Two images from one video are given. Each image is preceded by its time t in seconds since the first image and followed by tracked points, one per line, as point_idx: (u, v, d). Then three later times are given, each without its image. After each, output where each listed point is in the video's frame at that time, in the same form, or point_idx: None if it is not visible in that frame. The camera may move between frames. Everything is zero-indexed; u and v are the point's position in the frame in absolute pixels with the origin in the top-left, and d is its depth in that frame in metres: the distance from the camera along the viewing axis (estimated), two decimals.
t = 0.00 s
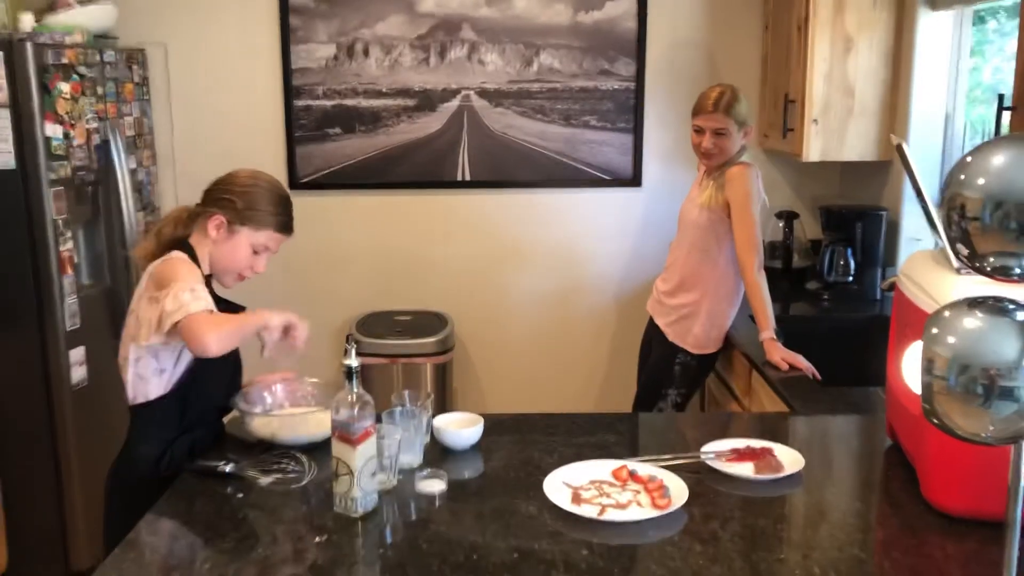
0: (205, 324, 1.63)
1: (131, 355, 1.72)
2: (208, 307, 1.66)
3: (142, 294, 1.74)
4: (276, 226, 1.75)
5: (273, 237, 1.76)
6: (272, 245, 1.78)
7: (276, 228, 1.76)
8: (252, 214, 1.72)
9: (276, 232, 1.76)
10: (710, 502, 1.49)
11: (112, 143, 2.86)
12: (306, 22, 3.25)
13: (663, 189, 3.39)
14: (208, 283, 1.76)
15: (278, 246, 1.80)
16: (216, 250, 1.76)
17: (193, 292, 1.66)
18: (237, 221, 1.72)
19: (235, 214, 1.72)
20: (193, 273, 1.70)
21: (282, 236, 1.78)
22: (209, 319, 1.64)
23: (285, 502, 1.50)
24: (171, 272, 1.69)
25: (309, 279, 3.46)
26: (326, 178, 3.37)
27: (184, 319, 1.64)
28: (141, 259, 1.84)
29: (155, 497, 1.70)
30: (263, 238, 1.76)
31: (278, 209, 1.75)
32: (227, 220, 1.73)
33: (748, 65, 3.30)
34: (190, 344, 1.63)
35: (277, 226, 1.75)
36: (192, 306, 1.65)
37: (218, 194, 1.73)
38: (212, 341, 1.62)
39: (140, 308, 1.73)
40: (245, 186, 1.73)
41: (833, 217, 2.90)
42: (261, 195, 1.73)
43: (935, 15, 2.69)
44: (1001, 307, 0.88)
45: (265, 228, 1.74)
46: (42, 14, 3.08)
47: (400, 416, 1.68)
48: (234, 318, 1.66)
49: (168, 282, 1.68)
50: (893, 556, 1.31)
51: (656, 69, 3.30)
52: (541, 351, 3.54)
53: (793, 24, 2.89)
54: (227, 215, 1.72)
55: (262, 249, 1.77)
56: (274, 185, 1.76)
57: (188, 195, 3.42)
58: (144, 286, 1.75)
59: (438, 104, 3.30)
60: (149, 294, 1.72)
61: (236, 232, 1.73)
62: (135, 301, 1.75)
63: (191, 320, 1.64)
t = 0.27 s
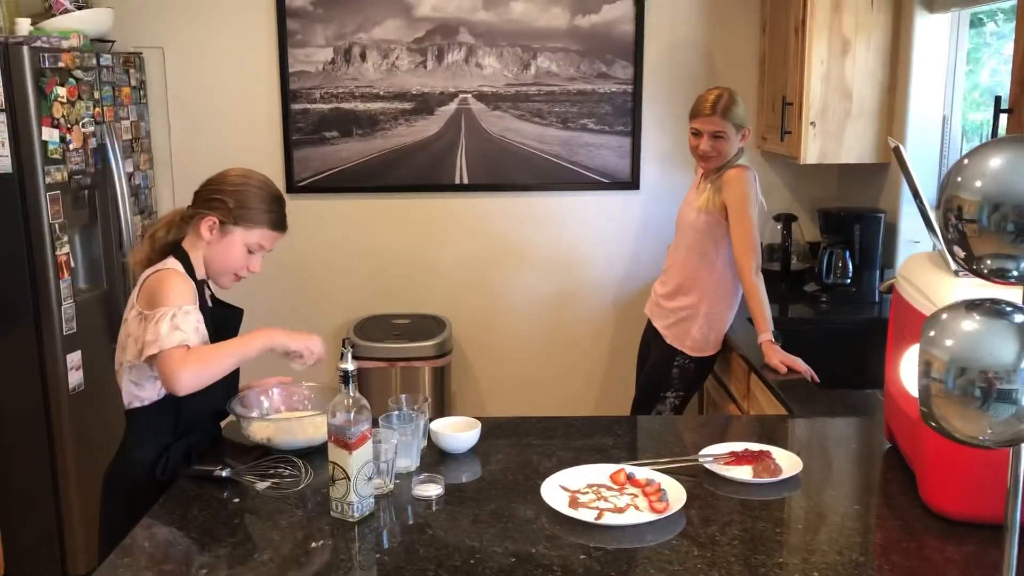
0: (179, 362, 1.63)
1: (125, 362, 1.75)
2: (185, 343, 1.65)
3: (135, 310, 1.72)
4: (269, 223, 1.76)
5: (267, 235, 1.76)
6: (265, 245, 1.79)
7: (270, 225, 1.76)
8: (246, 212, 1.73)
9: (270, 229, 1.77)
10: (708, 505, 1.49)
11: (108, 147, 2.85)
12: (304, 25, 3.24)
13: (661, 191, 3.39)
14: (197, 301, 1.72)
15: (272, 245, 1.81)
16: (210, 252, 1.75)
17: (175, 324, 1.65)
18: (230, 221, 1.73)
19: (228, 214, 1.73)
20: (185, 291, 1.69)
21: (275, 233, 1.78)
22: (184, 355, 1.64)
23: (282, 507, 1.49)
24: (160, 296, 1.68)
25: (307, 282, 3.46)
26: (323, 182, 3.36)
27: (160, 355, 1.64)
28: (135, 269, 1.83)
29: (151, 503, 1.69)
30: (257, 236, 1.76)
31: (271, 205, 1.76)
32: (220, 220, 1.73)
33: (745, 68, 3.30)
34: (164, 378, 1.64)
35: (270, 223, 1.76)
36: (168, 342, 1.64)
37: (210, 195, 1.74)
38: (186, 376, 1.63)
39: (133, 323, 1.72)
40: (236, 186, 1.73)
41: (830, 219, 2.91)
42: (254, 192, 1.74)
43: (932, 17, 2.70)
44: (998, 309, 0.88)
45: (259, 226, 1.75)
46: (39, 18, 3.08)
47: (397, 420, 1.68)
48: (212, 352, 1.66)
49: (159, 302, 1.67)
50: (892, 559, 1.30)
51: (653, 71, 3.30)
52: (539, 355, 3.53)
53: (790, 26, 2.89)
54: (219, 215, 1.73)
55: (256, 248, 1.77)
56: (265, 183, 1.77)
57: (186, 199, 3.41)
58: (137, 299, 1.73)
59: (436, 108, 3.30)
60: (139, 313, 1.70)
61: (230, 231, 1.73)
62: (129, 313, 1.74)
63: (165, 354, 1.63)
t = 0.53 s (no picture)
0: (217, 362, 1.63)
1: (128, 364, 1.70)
2: (212, 339, 1.63)
3: (145, 313, 1.69)
4: (257, 211, 1.74)
5: (256, 224, 1.75)
6: (258, 234, 1.77)
7: (258, 212, 1.74)
8: (231, 203, 1.71)
9: (259, 218, 1.75)
10: (710, 507, 1.49)
11: (110, 148, 2.86)
12: (305, 27, 3.25)
13: (662, 192, 3.39)
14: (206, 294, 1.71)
15: (265, 233, 1.78)
16: (203, 250, 1.75)
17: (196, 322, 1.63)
18: (215, 215, 1.72)
19: (212, 208, 1.72)
20: (192, 289, 1.67)
21: (265, 221, 1.76)
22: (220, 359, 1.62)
23: (284, 509, 1.49)
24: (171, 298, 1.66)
25: (308, 284, 3.46)
26: (324, 183, 3.36)
27: (196, 355, 1.63)
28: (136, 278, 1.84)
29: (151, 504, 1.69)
30: (247, 226, 1.74)
31: (257, 193, 1.74)
32: (205, 216, 1.72)
33: (746, 69, 3.30)
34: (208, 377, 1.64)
35: (258, 211, 1.74)
36: (198, 340, 1.62)
37: (195, 192, 1.74)
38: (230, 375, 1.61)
39: (143, 327, 1.68)
40: (221, 179, 1.72)
41: (831, 221, 2.92)
42: (238, 181, 1.73)
43: (932, 18, 2.70)
44: (1001, 310, 0.88)
45: (246, 215, 1.73)
46: (40, 20, 3.08)
47: (399, 420, 1.67)
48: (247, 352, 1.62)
49: (169, 304, 1.66)
50: (894, 561, 1.30)
51: (654, 73, 3.30)
52: (540, 356, 3.53)
53: (791, 28, 2.89)
54: (204, 210, 1.72)
55: (248, 239, 1.75)
56: (251, 174, 1.76)
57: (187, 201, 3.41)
58: (139, 304, 1.71)
59: (437, 109, 3.30)
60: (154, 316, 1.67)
61: (217, 225, 1.72)
62: (136, 316, 1.70)
63: (202, 355, 1.63)
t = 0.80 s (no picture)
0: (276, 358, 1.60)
1: (141, 368, 1.68)
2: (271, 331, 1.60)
3: (180, 315, 1.64)
4: (254, 202, 1.74)
5: (253, 215, 1.74)
6: (256, 226, 1.76)
7: (255, 203, 1.74)
8: (226, 196, 1.71)
9: (256, 209, 1.74)
10: (710, 506, 1.48)
11: (108, 148, 2.85)
12: (304, 26, 3.24)
13: (661, 191, 3.38)
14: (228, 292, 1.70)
15: (263, 225, 1.78)
16: (203, 248, 1.74)
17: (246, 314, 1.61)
18: (211, 210, 1.71)
19: (206, 203, 1.71)
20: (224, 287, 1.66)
21: (262, 212, 1.76)
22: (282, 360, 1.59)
23: (283, 509, 1.49)
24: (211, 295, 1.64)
25: (307, 283, 3.46)
26: (323, 182, 3.36)
27: (257, 347, 1.59)
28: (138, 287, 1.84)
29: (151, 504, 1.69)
30: (243, 218, 1.73)
31: (252, 183, 1.74)
32: (201, 212, 1.72)
33: (745, 68, 3.29)
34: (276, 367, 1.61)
35: (254, 202, 1.74)
36: (259, 330, 1.60)
37: (189, 189, 1.73)
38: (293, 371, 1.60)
39: (177, 329, 1.64)
40: (214, 175, 1.72)
41: (831, 219, 2.91)
42: (232, 174, 1.73)
43: (931, 17, 2.69)
44: (1001, 309, 0.88)
45: (243, 207, 1.72)
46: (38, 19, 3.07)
47: (398, 420, 1.67)
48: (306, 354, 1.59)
49: (207, 302, 1.63)
50: (893, 560, 1.30)
51: (653, 71, 3.29)
52: (539, 355, 3.53)
53: (790, 26, 2.89)
54: (199, 207, 1.71)
55: (246, 231, 1.75)
56: (244, 166, 1.76)
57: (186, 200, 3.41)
58: (167, 308, 1.66)
59: (436, 108, 3.30)
60: (194, 316, 1.63)
61: (213, 220, 1.72)
62: (164, 320, 1.65)
63: (263, 346, 1.59)
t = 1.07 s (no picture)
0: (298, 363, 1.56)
1: (152, 370, 1.67)
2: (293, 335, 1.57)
3: (197, 319, 1.62)
4: (262, 201, 1.73)
5: (262, 215, 1.73)
6: (266, 226, 1.75)
7: (263, 202, 1.73)
8: (235, 196, 1.70)
9: (265, 209, 1.74)
10: (709, 505, 1.48)
11: (106, 148, 2.85)
12: (301, 25, 3.24)
13: (660, 190, 3.38)
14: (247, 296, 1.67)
15: (273, 225, 1.77)
16: (213, 249, 1.74)
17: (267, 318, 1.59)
18: (219, 211, 1.71)
19: (215, 205, 1.71)
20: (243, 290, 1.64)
21: (271, 212, 1.75)
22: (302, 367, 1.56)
23: (281, 508, 1.49)
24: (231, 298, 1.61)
25: (305, 282, 3.45)
26: (321, 181, 3.36)
27: (280, 350, 1.56)
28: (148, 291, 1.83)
29: (149, 505, 1.69)
30: (252, 218, 1.73)
31: (259, 183, 1.74)
32: (210, 214, 1.71)
33: (744, 66, 3.29)
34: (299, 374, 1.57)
35: (263, 202, 1.73)
36: (281, 333, 1.57)
37: (197, 192, 1.73)
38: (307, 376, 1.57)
39: (194, 333, 1.62)
40: (222, 176, 1.71)
41: (829, 217, 2.90)
42: (239, 175, 1.72)
43: (929, 15, 2.69)
44: (998, 307, 0.87)
45: (251, 207, 1.72)
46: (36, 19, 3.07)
47: (396, 420, 1.67)
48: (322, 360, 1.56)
49: (227, 305, 1.60)
50: (892, 559, 1.30)
51: (652, 70, 3.29)
52: (538, 354, 3.53)
53: (788, 24, 2.89)
54: (208, 208, 1.71)
55: (256, 231, 1.74)
56: (252, 167, 1.76)
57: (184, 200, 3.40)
58: (185, 312, 1.64)
59: (434, 107, 3.29)
60: (212, 320, 1.61)
61: (222, 221, 1.71)
62: (181, 324, 1.63)
63: (283, 350, 1.56)
